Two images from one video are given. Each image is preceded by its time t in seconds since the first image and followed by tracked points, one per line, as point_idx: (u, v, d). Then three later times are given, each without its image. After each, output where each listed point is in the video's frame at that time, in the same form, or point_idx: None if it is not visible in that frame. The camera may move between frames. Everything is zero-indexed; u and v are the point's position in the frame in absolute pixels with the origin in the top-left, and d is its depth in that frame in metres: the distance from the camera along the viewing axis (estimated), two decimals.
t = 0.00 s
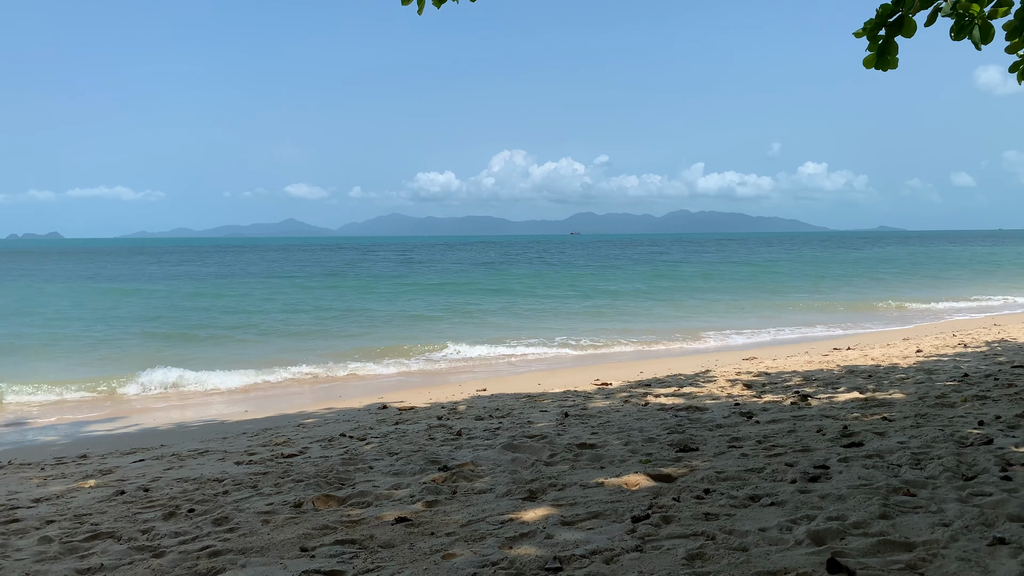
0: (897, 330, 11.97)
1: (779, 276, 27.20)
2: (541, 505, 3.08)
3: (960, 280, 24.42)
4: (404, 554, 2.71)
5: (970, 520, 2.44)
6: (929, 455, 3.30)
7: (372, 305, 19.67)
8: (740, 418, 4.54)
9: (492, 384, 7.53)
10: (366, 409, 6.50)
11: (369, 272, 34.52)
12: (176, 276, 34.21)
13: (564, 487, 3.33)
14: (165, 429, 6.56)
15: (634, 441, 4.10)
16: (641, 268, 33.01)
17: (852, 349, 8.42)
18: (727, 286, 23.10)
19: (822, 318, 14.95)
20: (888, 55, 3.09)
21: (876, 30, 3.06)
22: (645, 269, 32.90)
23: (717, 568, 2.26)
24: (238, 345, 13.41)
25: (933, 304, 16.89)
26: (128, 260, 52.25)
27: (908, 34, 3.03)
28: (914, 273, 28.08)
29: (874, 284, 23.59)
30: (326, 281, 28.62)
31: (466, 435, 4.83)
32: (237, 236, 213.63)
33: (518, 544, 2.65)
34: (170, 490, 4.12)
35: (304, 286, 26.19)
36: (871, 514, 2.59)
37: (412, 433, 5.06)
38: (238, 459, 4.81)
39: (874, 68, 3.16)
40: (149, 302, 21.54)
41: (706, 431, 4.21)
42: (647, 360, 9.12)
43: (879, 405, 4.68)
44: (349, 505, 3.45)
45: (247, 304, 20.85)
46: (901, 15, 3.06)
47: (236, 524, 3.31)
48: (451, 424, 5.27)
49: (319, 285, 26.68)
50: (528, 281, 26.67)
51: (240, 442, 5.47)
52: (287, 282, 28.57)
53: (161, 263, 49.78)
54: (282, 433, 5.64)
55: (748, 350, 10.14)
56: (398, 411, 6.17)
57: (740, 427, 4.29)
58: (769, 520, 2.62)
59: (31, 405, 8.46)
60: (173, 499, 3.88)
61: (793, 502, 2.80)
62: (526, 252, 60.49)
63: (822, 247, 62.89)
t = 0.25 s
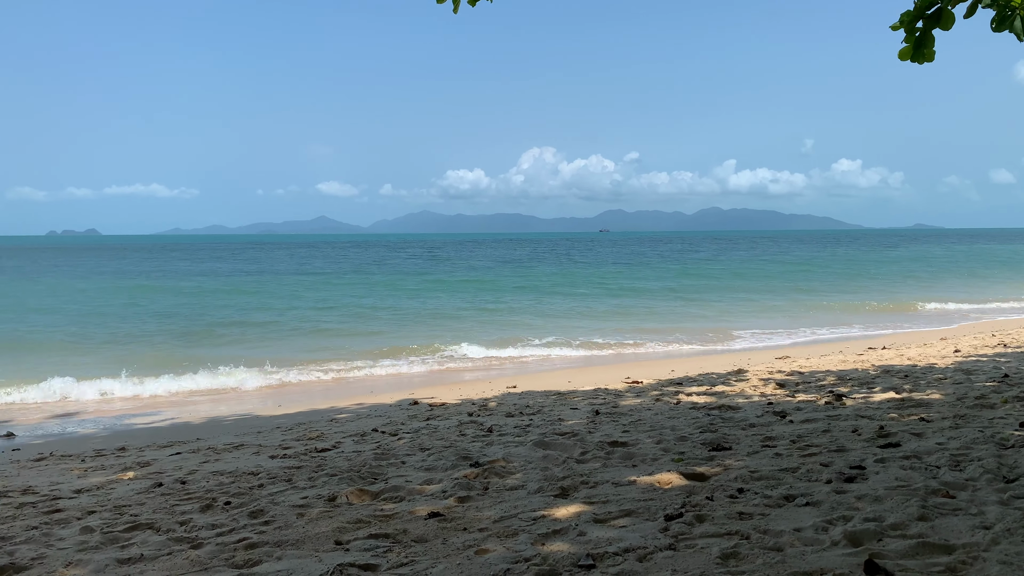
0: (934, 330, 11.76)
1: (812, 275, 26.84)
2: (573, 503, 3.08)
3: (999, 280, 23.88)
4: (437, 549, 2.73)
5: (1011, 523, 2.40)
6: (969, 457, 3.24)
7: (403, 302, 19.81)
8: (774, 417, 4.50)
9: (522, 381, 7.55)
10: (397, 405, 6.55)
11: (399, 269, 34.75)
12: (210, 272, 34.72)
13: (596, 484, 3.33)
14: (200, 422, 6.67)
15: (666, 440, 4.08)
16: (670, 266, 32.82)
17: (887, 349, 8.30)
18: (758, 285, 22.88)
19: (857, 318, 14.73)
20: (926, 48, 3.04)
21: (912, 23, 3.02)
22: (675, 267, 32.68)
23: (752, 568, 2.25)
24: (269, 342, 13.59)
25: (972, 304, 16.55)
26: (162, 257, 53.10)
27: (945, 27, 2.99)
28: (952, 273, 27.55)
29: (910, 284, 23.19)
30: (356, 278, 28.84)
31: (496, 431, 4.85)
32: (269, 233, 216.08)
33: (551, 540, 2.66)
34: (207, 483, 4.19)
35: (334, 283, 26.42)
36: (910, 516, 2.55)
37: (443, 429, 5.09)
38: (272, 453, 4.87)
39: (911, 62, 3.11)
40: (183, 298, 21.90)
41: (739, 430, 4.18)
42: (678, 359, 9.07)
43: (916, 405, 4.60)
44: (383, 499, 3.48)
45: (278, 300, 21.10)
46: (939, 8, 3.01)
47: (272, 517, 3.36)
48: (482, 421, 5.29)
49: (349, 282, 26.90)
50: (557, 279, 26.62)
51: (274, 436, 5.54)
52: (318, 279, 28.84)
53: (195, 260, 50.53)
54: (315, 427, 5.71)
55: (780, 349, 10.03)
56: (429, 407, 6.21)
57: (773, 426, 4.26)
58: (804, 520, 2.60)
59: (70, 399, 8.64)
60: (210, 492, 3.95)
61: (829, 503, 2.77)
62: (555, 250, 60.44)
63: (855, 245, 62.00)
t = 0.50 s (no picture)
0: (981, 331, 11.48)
1: (853, 274, 26.39)
2: (613, 501, 3.08)
3: None
4: (477, 544, 2.74)
5: None
6: (1020, 460, 3.17)
7: (440, 300, 19.92)
8: (816, 418, 4.44)
9: (560, 379, 7.55)
10: (435, 401, 6.59)
11: (435, 267, 34.95)
12: (250, 269, 35.27)
13: (635, 483, 3.32)
14: (242, 416, 6.79)
15: (706, 439, 4.05)
16: (708, 265, 32.53)
17: (933, 349, 8.13)
18: (797, 284, 22.56)
19: (900, 319, 14.45)
20: (974, 42, 2.96)
21: (960, 16, 2.94)
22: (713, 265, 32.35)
23: (795, 569, 2.22)
24: (308, 338, 13.76)
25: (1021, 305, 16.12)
26: (203, 254, 54.02)
27: (994, 20, 2.91)
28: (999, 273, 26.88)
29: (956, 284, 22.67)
30: (394, 275, 29.07)
31: (534, 428, 4.86)
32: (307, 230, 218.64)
33: (592, 538, 2.66)
34: (250, 475, 4.26)
35: (371, 280, 26.65)
36: (959, 519, 2.50)
37: (481, 426, 5.11)
38: (313, 447, 4.94)
39: (958, 57, 3.04)
40: (224, 295, 22.29)
41: (780, 431, 4.13)
42: (716, 358, 8.98)
43: (964, 407, 4.50)
44: (422, 494, 3.50)
45: (317, 297, 21.35)
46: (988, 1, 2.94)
47: (314, 510, 3.41)
48: (519, 418, 5.30)
49: (386, 279, 27.13)
50: (593, 277, 26.52)
51: (315, 431, 5.61)
52: (355, 276, 29.11)
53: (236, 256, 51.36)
54: (354, 422, 5.77)
55: (822, 349, 9.88)
56: (466, 404, 6.24)
57: (816, 427, 4.20)
58: (849, 522, 2.56)
59: (117, 393, 8.86)
60: (253, 484, 4.02)
61: (875, 504, 2.73)
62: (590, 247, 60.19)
63: (899, 244, 60.62)
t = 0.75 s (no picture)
0: None
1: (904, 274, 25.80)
2: (660, 500, 3.06)
3: None
4: (524, 540, 2.75)
5: None
6: None
7: (483, 298, 20.01)
8: (867, 419, 4.36)
9: (604, 377, 7.53)
10: (479, 398, 6.63)
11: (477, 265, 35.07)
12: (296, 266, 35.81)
13: (682, 482, 3.29)
14: (289, 410, 6.91)
15: (754, 439, 4.00)
16: (753, 263, 32.09)
17: (989, 350, 7.92)
18: (845, 283, 22.13)
19: (954, 320, 14.09)
20: None
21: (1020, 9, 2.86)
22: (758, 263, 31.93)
23: (849, 572, 2.19)
24: (352, 334, 13.93)
25: None
26: (251, 251, 54.99)
27: None
28: None
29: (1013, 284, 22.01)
30: (436, 273, 29.26)
31: (579, 426, 4.85)
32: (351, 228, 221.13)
33: (639, 536, 2.65)
34: (299, 468, 4.33)
35: (415, 278, 26.87)
36: (1020, 524, 2.43)
37: (526, 423, 5.12)
38: (360, 441, 5.01)
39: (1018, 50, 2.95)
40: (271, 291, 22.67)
41: (830, 431, 4.06)
42: (763, 358, 8.87)
43: (1023, 410, 4.38)
44: (469, 489, 3.53)
45: (361, 294, 21.59)
46: None
47: (362, 503, 3.45)
48: (564, 415, 5.30)
49: (429, 277, 27.32)
50: (636, 276, 26.36)
51: (361, 425, 5.69)
52: (399, 273, 29.38)
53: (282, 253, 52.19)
54: (400, 417, 5.83)
55: (872, 349, 9.69)
56: (510, 400, 6.26)
57: (867, 428, 4.12)
58: (905, 525, 2.51)
59: (169, 388, 9.08)
60: (302, 477, 4.09)
61: (930, 508, 2.67)
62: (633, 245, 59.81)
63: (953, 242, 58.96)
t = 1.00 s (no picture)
0: None
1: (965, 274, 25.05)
2: (714, 500, 3.03)
3: None
4: (578, 538, 2.75)
5: None
6: None
7: (532, 296, 20.02)
8: (928, 422, 4.24)
9: (654, 377, 7.47)
10: (529, 395, 6.64)
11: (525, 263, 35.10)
12: (347, 264, 36.33)
13: (737, 483, 3.26)
14: (342, 405, 7.02)
15: (810, 441, 3.94)
16: (807, 262, 31.44)
17: None
18: (904, 283, 21.55)
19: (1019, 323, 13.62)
20: None
21: None
22: (812, 262, 31.31)
23: None
24: (402, 332, 14.07)
25: None
26: (305, 249, 55.93)
27: None
28: None
29: None
30: (484, 271, 29.37)
31: (630, 425, 4.83)
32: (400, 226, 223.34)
33: (693, 537, 2.63)
34: (353, 462, 4.40)
35: (463, 276, 27.00)
36: None
37: (576, 421, 5.12)
38: (411, 436, 5.06)
39: None
40: (322, 289, 23.04)
41: (889, 434, 3.97)
42: (817, 359, 8.70)
43: None
44: (520, 486, 3.54)
45: (410, 292, 21.78)
46: None
47: (416, 498, 3.50)
48: (615, 414, 5.28)
49: (477, 275, 27.44)
50: (686, 274, 26.09)
51: (413, 420, 5.75)
52: (447, 271, 29.55)
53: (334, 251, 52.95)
54: (451, 413, 5.88)
55: (932, 351, 9.42)
56: (560, 398, 6.26)
57: (928, 431, 4.01)
58: (970, 531, 2.44)
59: (225, 384, 9.30)
60: (356, 471, 4.15)
61: (997, 514, 2.59)
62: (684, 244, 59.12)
63: (1020, 241, 56.84)
